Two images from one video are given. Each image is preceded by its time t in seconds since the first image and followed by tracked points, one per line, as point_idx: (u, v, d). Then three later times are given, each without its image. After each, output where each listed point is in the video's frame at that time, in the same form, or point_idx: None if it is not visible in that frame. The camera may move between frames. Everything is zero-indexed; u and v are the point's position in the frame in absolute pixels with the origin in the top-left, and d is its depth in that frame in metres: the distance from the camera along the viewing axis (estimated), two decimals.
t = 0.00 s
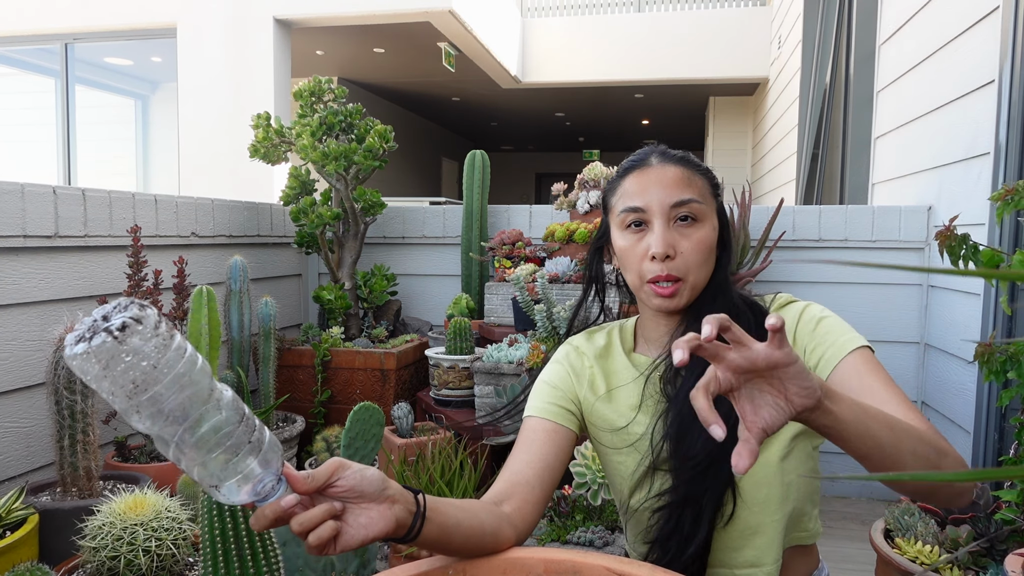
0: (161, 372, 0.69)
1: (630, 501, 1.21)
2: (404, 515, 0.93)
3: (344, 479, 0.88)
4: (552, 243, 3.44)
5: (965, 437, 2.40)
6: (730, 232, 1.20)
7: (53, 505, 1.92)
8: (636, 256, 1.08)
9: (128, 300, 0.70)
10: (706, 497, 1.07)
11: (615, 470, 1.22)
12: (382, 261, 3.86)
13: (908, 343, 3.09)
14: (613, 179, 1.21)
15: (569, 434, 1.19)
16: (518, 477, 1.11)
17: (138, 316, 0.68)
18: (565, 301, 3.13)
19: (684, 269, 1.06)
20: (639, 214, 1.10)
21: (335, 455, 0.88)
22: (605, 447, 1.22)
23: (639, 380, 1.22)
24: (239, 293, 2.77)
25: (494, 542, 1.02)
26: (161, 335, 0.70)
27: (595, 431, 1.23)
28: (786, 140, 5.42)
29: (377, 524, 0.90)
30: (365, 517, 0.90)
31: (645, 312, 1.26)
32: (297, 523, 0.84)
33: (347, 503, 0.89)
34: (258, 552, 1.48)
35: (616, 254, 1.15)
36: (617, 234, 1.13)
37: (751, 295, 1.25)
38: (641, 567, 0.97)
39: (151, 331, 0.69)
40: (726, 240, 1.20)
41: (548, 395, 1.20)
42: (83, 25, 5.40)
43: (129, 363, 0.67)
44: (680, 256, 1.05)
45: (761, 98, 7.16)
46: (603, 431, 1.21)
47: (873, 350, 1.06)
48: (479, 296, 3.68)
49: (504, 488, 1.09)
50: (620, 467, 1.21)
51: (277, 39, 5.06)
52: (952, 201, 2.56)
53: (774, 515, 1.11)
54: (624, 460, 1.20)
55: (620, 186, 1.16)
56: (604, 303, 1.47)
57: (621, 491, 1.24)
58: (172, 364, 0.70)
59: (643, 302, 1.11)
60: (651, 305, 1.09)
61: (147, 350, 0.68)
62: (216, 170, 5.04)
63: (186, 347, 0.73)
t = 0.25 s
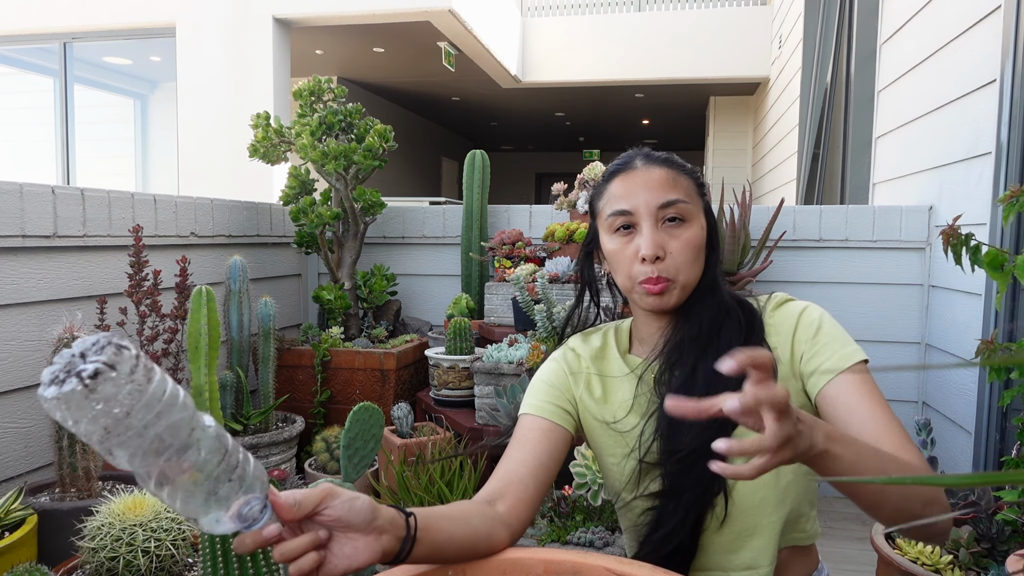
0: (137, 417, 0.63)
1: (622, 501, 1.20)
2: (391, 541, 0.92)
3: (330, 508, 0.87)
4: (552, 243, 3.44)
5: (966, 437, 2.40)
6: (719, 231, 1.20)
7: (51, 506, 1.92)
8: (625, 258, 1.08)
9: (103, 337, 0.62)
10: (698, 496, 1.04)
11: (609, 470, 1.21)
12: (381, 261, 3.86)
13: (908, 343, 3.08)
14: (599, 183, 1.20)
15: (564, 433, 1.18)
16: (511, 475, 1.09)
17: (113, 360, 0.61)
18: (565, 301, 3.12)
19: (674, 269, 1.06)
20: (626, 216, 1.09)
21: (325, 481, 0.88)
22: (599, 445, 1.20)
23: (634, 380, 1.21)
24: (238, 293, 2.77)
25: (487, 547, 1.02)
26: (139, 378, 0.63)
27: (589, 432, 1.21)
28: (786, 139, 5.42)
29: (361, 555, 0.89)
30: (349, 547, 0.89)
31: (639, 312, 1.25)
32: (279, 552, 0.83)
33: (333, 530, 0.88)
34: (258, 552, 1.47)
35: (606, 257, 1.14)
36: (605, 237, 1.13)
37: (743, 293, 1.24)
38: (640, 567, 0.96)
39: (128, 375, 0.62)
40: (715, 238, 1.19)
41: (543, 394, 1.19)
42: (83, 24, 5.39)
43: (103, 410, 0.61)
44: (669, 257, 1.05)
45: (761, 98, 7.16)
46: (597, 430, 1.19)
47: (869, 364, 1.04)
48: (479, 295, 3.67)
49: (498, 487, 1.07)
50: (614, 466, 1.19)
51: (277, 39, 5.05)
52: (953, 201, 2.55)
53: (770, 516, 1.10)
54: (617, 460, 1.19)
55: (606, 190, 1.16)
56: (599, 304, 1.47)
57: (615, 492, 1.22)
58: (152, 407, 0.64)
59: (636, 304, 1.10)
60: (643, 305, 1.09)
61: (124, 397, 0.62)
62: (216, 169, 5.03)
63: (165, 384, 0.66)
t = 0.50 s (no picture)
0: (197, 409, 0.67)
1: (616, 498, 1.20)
2: (389, 558, 0.94)
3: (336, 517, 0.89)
4: (552, 243, 3.44)
5: (964, 437, 2.41)
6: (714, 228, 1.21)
7: (53, 505, 1.92)
8: (629, 261, 1.09)
9: (197, 324, 0.68)
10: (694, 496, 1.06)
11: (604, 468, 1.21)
12: (382, 261, 3.87)
13: (907, 344, 3.09)
14: (595, 183, 1.20)
15: (560, 432, 1.18)
16: (510, 475, 1.12)
17: (197, 352, 0.66)
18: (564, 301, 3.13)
19: (678, 271, 1.07)
20: (627, 219, 1.10)
21: (333, 492, 0.89)
22: (594, 442, 1.20)
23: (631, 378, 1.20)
24: (239, 293, 2.77)
25: (487, 549, 1.03)
26: (214, 376, 0.68)
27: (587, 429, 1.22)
28: (786, 140, 5.43)
29: (358, 569, 0.92)
30: (347, 560, 0.92)
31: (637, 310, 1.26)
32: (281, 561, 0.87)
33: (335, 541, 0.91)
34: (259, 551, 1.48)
35: (606, 259, 1.15)
36: (604, 240, 1.13)
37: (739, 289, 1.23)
38: (640, 566, 0.97)
39: (203, 371, 0.66)
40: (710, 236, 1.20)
41: (541, 392, 1.20)
42: (84, 25, 5.40)
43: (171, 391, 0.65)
44: (672, 259, 1.06)
45: (761, 99, 7.17)
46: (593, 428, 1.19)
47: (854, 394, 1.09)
48: (479, 296, 3.68)
49: (496, 487, 1.10)
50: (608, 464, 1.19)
51: (277, 39, 5.06)
52: (952, 201, 2.56)
53: (762, 516, 1.07)
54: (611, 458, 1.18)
55: (602, 191, 1.16)
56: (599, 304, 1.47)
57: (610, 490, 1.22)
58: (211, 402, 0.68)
59: (639, 305, 1.11)
60: (646, 306, 1.10)
61: (191, 389, 0.66)
62: (216, 170, 5.04)
63: (230, 385, 0.70)
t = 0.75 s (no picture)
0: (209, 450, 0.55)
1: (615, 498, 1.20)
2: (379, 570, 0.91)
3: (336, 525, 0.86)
4: (552, 243, 3.44)
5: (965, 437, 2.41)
6: (721, 231, 1.20)
7: (53, 505, 1.92)
8: (630, 264, 1.09)
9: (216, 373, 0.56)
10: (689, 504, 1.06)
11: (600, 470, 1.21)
12: (382, 261, 3.87)
13: (907, 344, 3.09)
14: (601, 182, 1.19)
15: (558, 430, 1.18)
16: (507, 474, 1.12)
17: (211, 435, 0.53)
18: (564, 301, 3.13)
19: (681, 278, 1.07)
20: (631, 222, 1.09)
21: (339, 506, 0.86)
22: (593, 442, 1.20)
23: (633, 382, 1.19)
24: (239, 293, 2.77)
25: (484, 550, 1.03)
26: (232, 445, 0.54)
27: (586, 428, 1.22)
28: (786, 140, 5.43)
29: None
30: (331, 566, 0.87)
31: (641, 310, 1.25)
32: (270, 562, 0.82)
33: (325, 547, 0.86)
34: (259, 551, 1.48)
35: (609, 260, 1.14)
36: (609, 241, 1.13)
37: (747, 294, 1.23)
38: (639, 566, 0.96)
39: (213, 451, 0.53)
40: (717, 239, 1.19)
41: (541, 390, 1.20)
42: (84, 25, 5.41)
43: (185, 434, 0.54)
44: (675, 265, 1.06)
45: (761, 99, 7.17)
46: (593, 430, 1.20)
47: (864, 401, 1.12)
48: (479, 296, 3.68)
49: (492, 487, 1.10)
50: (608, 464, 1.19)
51: (277, 40, 5.06)
52: (952, 201, 2.56)
53: (767, 522, 1.08)
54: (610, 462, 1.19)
55: (608, 191, 1.15)
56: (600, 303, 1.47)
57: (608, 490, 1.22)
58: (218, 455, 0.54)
59: (639, 309, 1.11)
60: (647, 310, 1.10)
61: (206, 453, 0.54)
62: (216, 170, 5.05)
63: (253, 462, 0.57)
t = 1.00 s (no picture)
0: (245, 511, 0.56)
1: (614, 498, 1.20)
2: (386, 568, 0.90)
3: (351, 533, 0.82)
4: (552, 243, 3.44)
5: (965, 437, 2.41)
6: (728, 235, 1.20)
7: (53, 505, 1.92)
8: (638, 269, 1.08)
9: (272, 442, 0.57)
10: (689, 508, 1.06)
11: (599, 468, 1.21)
12: (382, 261, 3.87)
13: (907, 344, 3.09)
14: (610, 182, 1.18)
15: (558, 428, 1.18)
16: (506, 474, 1.12)
17: (264, 527, 0.55)
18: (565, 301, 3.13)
19: (688, 285, 1.07)
20: (641, 226, 1.09)
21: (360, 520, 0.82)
22: (593, 442, 1.20)
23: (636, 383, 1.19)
24: (239, 293, 2.77)
25: (485, 550, 1.03)
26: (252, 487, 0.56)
27: (587, 427, 1.22)
28: (786, 140, 5.43)
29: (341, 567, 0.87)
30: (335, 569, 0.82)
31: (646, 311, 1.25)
32: (275, 557, 0.79)
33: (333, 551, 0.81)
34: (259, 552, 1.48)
35: (616, 263, 1.14)
36: (616, 244, 1.12)
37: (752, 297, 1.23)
38: (639, 567, 0.96)
39: (263, 537, 0.56)
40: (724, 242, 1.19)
41: (542, 388, 1.20)
42: (84, 25, 5.40)
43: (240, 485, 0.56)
44: (684, 272, 1.06)
45: (761, 99, 7.17)
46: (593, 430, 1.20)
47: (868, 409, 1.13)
48: (479, 296, 3.68)
49: (491, 488, 1.10)
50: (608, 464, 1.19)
51: (277, 40, 5.06)
52: (952, 201, 2.56)
53: (767, 527, 1.08)
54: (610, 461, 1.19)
55: (618, 192, 1.14)
56: (604, 303, 1.47)
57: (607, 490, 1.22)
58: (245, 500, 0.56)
59: (645, 313, 1.11)
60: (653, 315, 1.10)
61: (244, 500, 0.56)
62: (216, 170, 5.04)
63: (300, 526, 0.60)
